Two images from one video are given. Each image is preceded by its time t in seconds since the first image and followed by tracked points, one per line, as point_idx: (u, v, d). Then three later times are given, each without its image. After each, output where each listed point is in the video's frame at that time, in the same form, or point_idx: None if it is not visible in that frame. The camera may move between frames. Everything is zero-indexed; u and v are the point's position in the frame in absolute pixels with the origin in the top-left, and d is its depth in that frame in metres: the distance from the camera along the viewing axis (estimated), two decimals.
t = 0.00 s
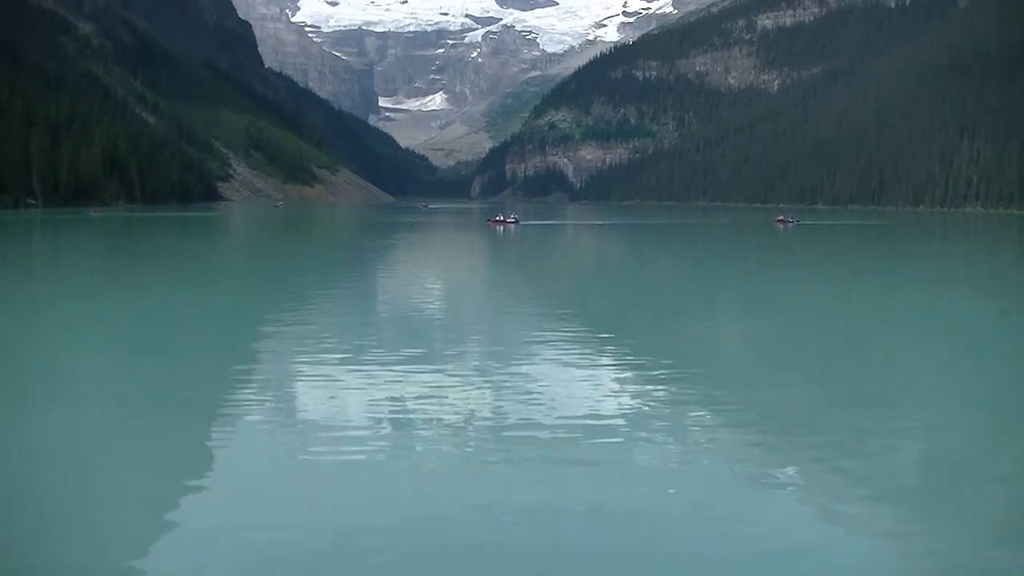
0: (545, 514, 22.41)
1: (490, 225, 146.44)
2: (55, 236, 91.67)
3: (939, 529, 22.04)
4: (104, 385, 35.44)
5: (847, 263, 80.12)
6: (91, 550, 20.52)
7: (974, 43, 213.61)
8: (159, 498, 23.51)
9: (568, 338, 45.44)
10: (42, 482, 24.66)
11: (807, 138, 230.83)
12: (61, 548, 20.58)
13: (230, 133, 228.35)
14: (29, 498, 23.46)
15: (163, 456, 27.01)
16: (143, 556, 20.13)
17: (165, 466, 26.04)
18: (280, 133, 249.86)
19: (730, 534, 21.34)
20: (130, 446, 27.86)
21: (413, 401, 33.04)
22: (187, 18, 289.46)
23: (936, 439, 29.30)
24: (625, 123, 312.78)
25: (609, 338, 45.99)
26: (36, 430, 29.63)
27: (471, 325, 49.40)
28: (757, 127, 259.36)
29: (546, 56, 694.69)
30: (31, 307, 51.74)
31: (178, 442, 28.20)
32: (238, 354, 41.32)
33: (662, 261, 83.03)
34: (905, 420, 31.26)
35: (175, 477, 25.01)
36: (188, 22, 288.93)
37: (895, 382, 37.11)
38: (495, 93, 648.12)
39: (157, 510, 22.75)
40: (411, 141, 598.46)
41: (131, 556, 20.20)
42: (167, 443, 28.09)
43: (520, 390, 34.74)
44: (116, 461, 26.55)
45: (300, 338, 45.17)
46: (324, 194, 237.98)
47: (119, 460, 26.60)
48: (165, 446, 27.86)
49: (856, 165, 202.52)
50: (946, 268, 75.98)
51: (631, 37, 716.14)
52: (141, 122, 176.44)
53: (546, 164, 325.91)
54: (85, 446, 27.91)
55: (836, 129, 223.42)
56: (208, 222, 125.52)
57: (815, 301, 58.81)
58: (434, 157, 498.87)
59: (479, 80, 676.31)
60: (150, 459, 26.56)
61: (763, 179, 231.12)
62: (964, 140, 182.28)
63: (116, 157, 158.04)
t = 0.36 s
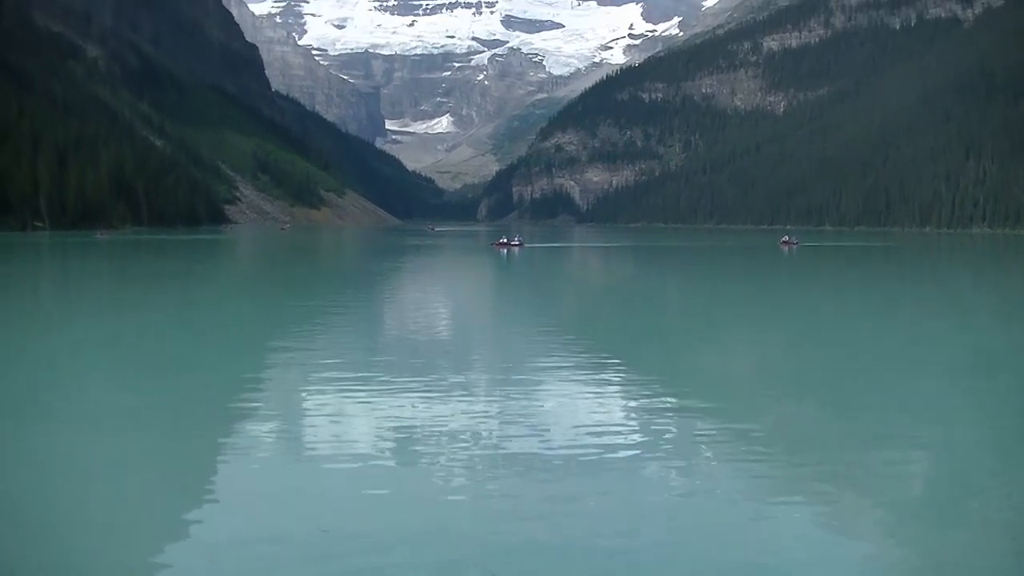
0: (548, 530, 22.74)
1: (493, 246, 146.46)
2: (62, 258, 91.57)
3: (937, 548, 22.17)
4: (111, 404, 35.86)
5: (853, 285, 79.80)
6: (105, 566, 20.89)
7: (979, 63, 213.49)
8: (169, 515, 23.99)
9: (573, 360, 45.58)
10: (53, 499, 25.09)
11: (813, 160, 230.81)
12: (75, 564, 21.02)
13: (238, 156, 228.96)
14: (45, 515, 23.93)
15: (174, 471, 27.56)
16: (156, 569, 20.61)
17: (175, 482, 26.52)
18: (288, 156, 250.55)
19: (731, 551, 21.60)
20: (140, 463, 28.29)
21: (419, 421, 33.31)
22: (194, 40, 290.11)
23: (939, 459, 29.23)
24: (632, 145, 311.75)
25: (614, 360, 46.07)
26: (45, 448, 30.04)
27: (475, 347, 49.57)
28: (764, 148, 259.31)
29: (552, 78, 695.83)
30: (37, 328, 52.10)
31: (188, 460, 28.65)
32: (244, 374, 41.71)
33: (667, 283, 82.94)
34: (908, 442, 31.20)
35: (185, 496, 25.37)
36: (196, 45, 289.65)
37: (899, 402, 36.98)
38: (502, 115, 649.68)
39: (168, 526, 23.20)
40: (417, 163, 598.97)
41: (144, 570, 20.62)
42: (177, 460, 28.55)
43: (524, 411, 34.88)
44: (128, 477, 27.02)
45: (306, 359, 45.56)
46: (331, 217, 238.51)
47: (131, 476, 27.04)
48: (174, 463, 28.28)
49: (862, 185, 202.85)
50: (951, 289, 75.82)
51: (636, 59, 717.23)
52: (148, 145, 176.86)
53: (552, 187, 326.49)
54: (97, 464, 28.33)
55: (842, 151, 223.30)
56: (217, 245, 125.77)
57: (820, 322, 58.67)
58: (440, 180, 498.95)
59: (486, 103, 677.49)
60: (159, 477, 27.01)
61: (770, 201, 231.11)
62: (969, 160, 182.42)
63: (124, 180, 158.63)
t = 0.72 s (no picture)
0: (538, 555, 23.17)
1: (492, 278, 145.99)
2: (60, 289, 90.82)
3: None
4: (118, 431, 36.29)
5: (855, 318, 79.03)
6: None
7: (978, 94, 213.56)
8: (167, 543, 23.97)
9: (574, 392, 45.36)
10: (53, 524, 25.29)
11: (813, 192, 230.91)
12: None
13: (239, 188, 229.01)
14: (50, 531, 24.91)
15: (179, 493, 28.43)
16: None
17: (180, 501, 27.45)
18: (289, 188, 250.70)
19: None
20: (144, 487, 29.05)
21: (420, 452, 33.13)
22: (196, 71, 290.42)
23: (944, 493, 28.90)
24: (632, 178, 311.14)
25: (618, 391, 45.80)
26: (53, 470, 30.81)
27: (478, 379, 49.41)
28: (764, 180, 259.45)
29: (552, 110, 696.87)
30: (38, 357, 52.33)
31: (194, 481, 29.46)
32: (248, 403, 42.07)
33: (669, 315, 82.51)
34: (911, 474, 30.81)
35: (181, 525, 25.35)
36: (197, 76, 289.89)
37: (905, 437, 36.53)
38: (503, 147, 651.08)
39: (165, 555, 23.22)
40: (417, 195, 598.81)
41: None
42: (182, 484, 29.16)
43: (525, 443, 34.66)
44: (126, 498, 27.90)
45: (307, 389, 45.73)
46: (332, 248, 238.46)
47: (134, 497, 27.96)
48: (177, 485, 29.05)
49: (862, 217, 203.11)
50: (954, 321, 75.35)
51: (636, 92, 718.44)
52: (149, 176, 176.95)
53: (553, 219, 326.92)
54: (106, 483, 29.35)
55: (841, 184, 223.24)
56: (217, 276, 125.59)
57: (824, 356, 58.04)
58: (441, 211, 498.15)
59: (486, 134, 678.09)
60: (164, 498, 27.74)
61: (771, 233, 231.12)
62: (970, 192, 182.36)
63: (124, 211, 158.71)
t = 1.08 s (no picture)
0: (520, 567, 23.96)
1: (485, 304, 145.50)
2: (57, 314, 90.62)
3: None
4: (120, 445, 38.06)
5: (853, 343, 78.72)
6: None
7: (972, 121, 214.05)
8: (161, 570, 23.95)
9: (570, 421, 44.60)
10: (47, 551, 25.19)
11: (808, 218, 231.35)
12: None
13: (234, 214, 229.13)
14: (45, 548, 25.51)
15: (174, 511, 29.04)
16: None
17: (174, 519, 28.07)
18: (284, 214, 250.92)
19: None
20: (138, 505, 29.67)
21: (416, 483, 32.56)
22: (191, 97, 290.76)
23: (940, 519, 28.89)
24: (627, 205, 311.58)
25: (610, 418, 45.68)
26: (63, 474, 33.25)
27: (472, 403, 49.78)
28: (758, 207, 259.90)
29: (547, 136, 697.85)
30: (42, 378, 53.82)
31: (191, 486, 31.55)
32: (245, 421, 43.55)
33: (665, 341, 82.43)
34: (909, 504, 30.40)
35: (176, 550, 25.33)
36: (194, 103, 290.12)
37: (901, 463, 36.38)
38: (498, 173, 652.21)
39: None
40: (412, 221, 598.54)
41: None
42: (177, 509, 29.11)
43: (519, 472, 34.15)
44: (129, 494, 30.64)
45: (301, 411, 46.72)
46: (326, 275, 238.62)
47: (137, 497, 30.68)
48: (176, 489, 31.55)
49: (857, 244, 203.94)
50: (950, 347, 75.24)
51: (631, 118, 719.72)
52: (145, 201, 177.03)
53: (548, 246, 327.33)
54: (113, 483, 31.81)
55: (836, 211, 223.62)
56: (212, 302, 125.42)
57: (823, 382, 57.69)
58: (436, 238, 497.81)
59: (481, 161, 678.77)
60: (160, 523, 27.76)
61: (766, 259, 231.48)
62: (965, 218, 182.78)
63: (119, 237, 158.68)
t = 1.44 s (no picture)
0: None
1: (479, 327, 145.25)
2: (55, 337, 90.54)
3: None
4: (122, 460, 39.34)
5: (850, 365, 78.68)
6: None
7: (968, 141, 214.31)
8: None
9: (568, 444, 44.41)
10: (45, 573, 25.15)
11: (804, 240, 231.74)
12: None
13: (231, 235, 229.01)
14: (42, 569, 25.47)
15: (171, 532, 28.99)
16: None
17: (172, 542, 28.00)
18: (282, 236, 251.01)
19: None
20: (136, 526, 29.62)
21: (414, 504, 32.52)
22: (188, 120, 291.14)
23: (937, 539, 28.89)
24: (624, 227, 312.09)
25: (611, 440, 45.82)
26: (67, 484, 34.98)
27: (470, 424, 50.28)
28: (755, 229, 260.35)
29: (544, 158, 698.30)
30: (43, 396, 54.95)
31: (192, 500, 33.01)
32: (245, 440, 44.64)
33: (662, 363, 82.43)
34: (907, 525, 30.35)
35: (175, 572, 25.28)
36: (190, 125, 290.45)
37: (899, 483, 36.35)
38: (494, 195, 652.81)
39: None
40: (409, 243, 598.12)
41: None
42: (173, 531, 29.05)
43: (516, 494, 34.14)
44: (124, 508, 31.86)
45: (299, 430, 47.55)
46: (323, 296, 238.59)
47: (133, 516, 30.91)
48: (172, 509, 31.70)
49: (853, 266, 204.50)
50: (947, 367, 75.28)
51: (627, 140, 720.35)
52: (142, 223, 176.89)
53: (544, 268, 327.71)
54: (116, 496, 33.42)
55: (832, 232, 223.80)
56: (210, 324, 125.43)
57: (820, 403, 57.76)
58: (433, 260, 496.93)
59: (478, 183, 678.97)
60: (157, 544, 27.72)
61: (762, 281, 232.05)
62: (962, 239, 183.48)
63: (116, 259, 158.65)
